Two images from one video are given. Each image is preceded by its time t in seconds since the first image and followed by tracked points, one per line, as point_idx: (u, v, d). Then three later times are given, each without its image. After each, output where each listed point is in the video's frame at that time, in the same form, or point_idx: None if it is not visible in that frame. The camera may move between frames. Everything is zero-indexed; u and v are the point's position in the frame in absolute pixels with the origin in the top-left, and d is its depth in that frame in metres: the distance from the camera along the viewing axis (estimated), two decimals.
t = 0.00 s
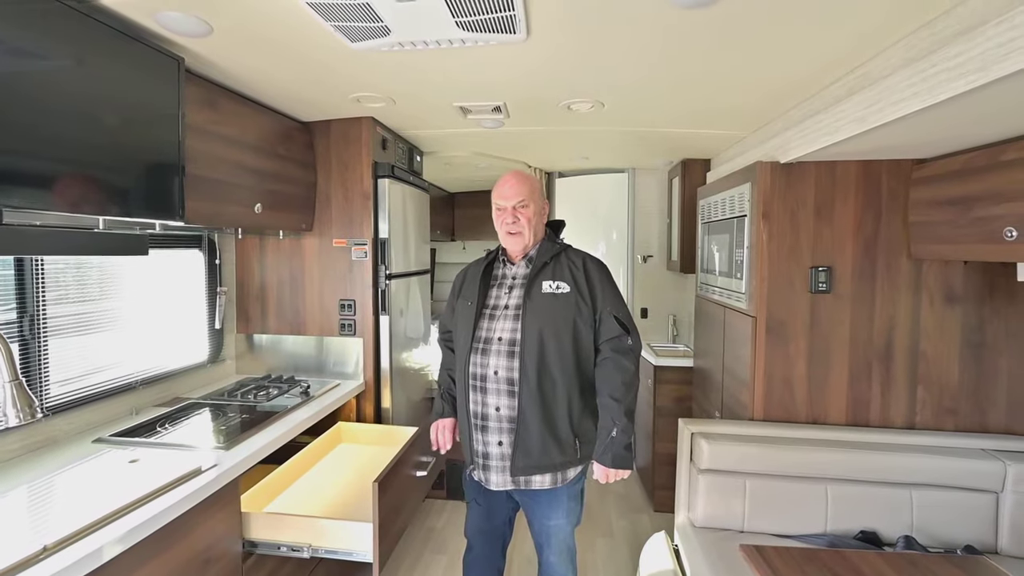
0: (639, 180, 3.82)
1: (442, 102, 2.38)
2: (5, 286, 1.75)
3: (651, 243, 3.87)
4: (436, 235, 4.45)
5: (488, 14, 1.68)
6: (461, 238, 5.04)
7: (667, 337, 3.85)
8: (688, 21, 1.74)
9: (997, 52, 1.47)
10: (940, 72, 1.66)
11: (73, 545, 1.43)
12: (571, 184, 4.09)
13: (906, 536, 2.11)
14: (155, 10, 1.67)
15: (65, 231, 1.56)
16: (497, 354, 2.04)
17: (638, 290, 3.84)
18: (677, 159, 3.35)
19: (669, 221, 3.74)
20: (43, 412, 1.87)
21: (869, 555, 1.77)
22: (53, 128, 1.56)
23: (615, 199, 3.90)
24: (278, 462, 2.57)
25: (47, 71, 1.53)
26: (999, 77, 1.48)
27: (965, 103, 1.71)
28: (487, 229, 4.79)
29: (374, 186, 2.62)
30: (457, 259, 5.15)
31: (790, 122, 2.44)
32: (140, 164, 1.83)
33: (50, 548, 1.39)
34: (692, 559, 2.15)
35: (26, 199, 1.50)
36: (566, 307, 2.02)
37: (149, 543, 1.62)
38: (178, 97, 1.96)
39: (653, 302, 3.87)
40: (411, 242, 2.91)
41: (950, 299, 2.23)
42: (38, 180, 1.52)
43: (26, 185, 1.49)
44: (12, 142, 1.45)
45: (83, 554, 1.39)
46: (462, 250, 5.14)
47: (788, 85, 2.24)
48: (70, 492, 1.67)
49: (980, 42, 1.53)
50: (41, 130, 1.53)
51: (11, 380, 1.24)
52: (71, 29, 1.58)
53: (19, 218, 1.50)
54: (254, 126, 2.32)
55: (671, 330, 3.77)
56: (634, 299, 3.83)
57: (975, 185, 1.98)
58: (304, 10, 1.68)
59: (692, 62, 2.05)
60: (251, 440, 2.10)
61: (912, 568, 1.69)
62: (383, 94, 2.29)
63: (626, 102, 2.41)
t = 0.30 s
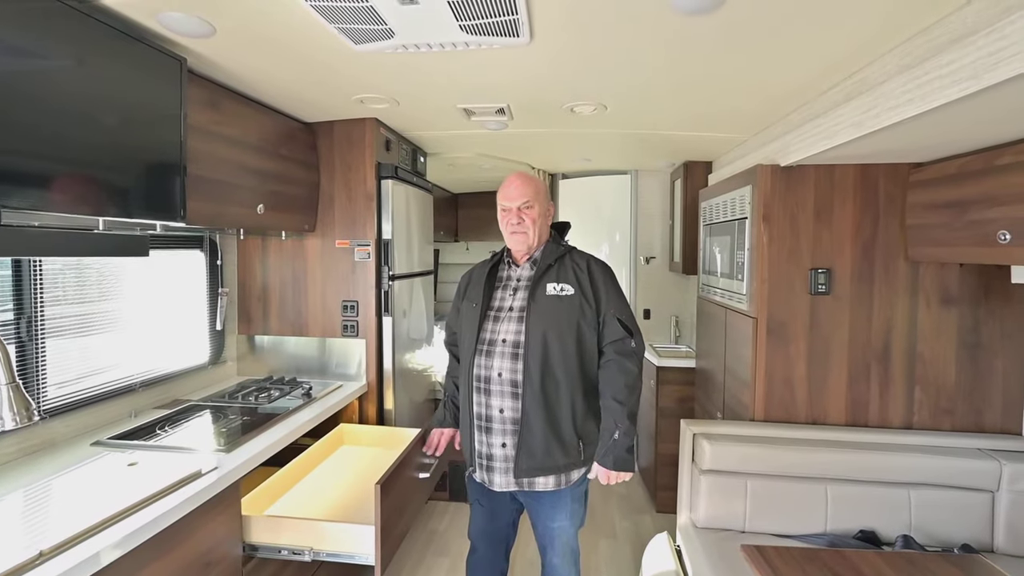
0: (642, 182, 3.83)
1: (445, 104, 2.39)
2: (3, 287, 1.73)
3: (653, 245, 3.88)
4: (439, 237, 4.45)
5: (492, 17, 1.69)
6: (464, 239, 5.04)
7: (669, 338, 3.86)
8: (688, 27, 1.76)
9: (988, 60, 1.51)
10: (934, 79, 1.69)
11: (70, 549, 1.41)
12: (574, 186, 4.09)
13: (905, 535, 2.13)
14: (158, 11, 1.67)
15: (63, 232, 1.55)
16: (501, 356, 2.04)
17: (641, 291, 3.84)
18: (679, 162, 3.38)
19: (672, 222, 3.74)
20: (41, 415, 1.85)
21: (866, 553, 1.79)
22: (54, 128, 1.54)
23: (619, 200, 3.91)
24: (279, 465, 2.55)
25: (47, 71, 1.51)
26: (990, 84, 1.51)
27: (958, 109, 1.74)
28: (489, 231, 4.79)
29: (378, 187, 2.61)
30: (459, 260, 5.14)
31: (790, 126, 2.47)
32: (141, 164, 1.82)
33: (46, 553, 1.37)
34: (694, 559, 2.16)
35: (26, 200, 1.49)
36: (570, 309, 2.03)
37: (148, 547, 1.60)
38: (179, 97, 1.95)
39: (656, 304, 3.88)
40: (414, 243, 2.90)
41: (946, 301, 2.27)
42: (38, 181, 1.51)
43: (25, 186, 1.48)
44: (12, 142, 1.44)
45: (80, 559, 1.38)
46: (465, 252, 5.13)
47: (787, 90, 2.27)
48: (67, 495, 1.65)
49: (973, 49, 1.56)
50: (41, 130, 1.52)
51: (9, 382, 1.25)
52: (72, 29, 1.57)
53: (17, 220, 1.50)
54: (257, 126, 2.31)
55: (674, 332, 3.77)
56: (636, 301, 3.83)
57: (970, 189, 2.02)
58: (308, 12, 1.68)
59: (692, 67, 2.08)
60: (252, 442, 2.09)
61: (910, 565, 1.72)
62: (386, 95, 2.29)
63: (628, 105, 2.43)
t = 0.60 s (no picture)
0: (644, 184, 3.76)
1: (446, 105, 2.37)
2: None
3: (655, 247, 3.80)
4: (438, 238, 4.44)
5: (492, 18, 1.68)
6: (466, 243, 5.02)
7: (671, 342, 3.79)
8: (688, 29, 1.76)
9: (983, 63, 1.52)
10: (932, 82, 1.70)
11: (65, 553, 1.39)
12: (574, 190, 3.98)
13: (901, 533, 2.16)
14: (154, 9, 1.64)
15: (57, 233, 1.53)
16: (503, 356, 2.03)
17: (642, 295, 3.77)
18: (680, 164, 3.38)
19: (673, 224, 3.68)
20: (36, 418, 1.82)
21: (861, 551, 1.82)
22: (48, 126, 1.52)
23: (620, 201, 3.83)
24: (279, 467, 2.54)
25: (42, 69, 1.49)
26: (985, 88, 1.53)
27: (954, 112, 1.76)
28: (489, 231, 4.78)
29: (378, 188, 2.59)
30: (459, 261, 5.13)
31: (789, 129, 2.48)
32: (137, 164, 1.79)
33: (41, 557, 1.35)
34: (694, 558, 2.18)
35: (22, 200, 1.47)
36: (572, 310, 2.01)
37: (146, 552, 1.58)
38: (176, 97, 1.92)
39: (657, 307, 3.79)
40: (415, 246, 2.89)
41: (942, 302, 2.29)
42: (33, 181, 1.49)
43: (19, 185, 1.45)
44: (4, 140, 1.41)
45: (76, 563, 1.36)
46: (468, 254, 5.12)
47: (786, 92, 2.28)
48: (63, 499, 1.63)
49: (969, 53, 1.58)
50: (35, 129, 1.49)
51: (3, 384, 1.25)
52: (67, 26, 1.55)
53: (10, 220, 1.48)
54: (255, 126, 2.29)
55: (675, 334, 3.76)
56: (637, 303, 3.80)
57: (966, 192, 2.04)
58: (309, 12, 1.66)
59: (692, 70, 2.09)
60: (252, 445, 2.07)
61: (903, 561, 1.75)
62: (387, 95, 2.28)
63: (629, 107, 2.44)
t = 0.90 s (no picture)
0: (641, 181, 3.68)
1: (437, 99, 2.30)
2: None
3: (652, 246, 3.72)
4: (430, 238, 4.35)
5: (481, 9, 1.61)
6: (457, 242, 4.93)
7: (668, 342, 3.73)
8: (680, 23, 1.70)
9: (982, 58, 1.48)
10: (931, 78, 1.66)
11: (35, 566, 1.31)
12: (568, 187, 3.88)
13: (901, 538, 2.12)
14: None
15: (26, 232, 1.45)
16: (495, 358, 1.96)
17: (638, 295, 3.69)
18: (677, 161, 3.32)
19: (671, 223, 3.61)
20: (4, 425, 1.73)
21: (860, 556, 1.76)
22: (16, 114, 1.43)
23: (616, 199, 3.73)
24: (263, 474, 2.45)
25: (9, 57, 1.40)
26: (985, 83, 1.48)
27: (954, 109, 1.71)
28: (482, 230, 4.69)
29: (366, 185, 2.51)
30: (451, 261, 5.03)
31: (787, 126, 2.43)
32: (112, 158, 1.70)
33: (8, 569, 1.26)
34: (691, 566, 2.12)
35: None
36: (564, 309, 1.93)
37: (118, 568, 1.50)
38: (154, 90, 1.83)
39: (654, 307, 3.72)
40: (405, 245, 2.80)
41: (943, 302, 2.25)
42: None
43: None
44: None
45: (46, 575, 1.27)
46: (461, 254, 4.99)
47: (784, 89, 2.22)
48: (33, 509, 1.54)
49: (968, 47, 1.53)
50: (8, 121, 1.41)
51: None
52: (40, 11, 1.46)
53: None
54: (237, 121, 2.20)
55: (673, 336, 3.68)
56: (633, 304, 3.72)
57: (967, 189, 1.99)
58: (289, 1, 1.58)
59: (687, 64, 2.03)
60: (234, 451, 1.99)
61: (902, 566, 1.70)
62: (374, 89, 2.19)
63: (625, 102, 2.37)
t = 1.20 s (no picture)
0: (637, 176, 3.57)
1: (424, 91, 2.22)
2: None
3: (648, 244, 3.64)
4: (419, 235, 4.26)
5: None
6: (447, 239, 4.85)
7: (664, 343, 3.65)
8: (674, 12, 1.63)
9: (984, 50, 1.42)
10: (930, 70, 1.59)
11: None
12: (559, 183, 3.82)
13: (902, 544, 2.06)
14: None
15: None
16: (483, 361, 1.88)
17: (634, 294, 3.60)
18: (674, 156, 3.24)
19: (667, 220, 3.52)
20: None
21: (860, 561, 1.70)
22: None
23: (611, 196, 3.65)
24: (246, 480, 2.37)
25: None
26: (987, 75, 1.42)
27: (956, 102, 1.65)
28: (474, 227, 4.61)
29: (351, 181, 2.42)
30: (442, 260, 4.94)
31: (785, 120, 2.36)
32: (86, 151, 1.62)
33: None
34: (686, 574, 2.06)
35: None
36: (554, 309, 1.86)
37: None
38: (128, 82, 1.74)
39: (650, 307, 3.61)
40: (391, 244, 2.71)
41: (946, 301, 2.19)
42: None
43: None
44: None
45: None
46: (450, 251, 4.93)
47: (783, 82, 2.15)
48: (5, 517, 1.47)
49: (970, 38, 1.46)
50: None
51: None
52: None
53: None
54: (217, 115, 2.11)
55: (669, 337, 3.60)
56: (629, 305, 3.63)
57: (970, 185, 1.93)
58: None
59: (681, 56, 1.95)
60: (215, 457, 1.91)
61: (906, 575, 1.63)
62: (359, 80, 2.11)
63: (619, 95, 2.29)
